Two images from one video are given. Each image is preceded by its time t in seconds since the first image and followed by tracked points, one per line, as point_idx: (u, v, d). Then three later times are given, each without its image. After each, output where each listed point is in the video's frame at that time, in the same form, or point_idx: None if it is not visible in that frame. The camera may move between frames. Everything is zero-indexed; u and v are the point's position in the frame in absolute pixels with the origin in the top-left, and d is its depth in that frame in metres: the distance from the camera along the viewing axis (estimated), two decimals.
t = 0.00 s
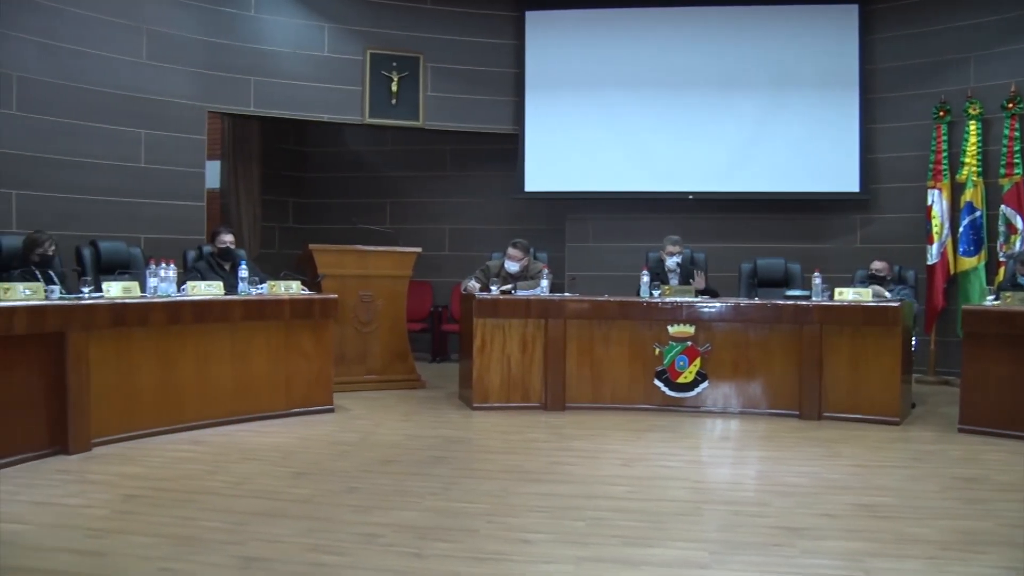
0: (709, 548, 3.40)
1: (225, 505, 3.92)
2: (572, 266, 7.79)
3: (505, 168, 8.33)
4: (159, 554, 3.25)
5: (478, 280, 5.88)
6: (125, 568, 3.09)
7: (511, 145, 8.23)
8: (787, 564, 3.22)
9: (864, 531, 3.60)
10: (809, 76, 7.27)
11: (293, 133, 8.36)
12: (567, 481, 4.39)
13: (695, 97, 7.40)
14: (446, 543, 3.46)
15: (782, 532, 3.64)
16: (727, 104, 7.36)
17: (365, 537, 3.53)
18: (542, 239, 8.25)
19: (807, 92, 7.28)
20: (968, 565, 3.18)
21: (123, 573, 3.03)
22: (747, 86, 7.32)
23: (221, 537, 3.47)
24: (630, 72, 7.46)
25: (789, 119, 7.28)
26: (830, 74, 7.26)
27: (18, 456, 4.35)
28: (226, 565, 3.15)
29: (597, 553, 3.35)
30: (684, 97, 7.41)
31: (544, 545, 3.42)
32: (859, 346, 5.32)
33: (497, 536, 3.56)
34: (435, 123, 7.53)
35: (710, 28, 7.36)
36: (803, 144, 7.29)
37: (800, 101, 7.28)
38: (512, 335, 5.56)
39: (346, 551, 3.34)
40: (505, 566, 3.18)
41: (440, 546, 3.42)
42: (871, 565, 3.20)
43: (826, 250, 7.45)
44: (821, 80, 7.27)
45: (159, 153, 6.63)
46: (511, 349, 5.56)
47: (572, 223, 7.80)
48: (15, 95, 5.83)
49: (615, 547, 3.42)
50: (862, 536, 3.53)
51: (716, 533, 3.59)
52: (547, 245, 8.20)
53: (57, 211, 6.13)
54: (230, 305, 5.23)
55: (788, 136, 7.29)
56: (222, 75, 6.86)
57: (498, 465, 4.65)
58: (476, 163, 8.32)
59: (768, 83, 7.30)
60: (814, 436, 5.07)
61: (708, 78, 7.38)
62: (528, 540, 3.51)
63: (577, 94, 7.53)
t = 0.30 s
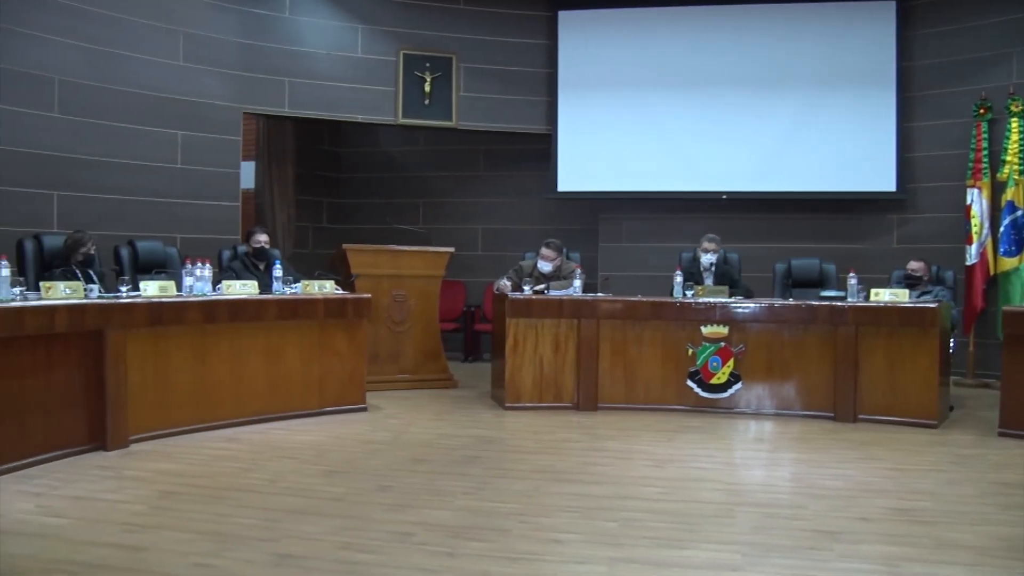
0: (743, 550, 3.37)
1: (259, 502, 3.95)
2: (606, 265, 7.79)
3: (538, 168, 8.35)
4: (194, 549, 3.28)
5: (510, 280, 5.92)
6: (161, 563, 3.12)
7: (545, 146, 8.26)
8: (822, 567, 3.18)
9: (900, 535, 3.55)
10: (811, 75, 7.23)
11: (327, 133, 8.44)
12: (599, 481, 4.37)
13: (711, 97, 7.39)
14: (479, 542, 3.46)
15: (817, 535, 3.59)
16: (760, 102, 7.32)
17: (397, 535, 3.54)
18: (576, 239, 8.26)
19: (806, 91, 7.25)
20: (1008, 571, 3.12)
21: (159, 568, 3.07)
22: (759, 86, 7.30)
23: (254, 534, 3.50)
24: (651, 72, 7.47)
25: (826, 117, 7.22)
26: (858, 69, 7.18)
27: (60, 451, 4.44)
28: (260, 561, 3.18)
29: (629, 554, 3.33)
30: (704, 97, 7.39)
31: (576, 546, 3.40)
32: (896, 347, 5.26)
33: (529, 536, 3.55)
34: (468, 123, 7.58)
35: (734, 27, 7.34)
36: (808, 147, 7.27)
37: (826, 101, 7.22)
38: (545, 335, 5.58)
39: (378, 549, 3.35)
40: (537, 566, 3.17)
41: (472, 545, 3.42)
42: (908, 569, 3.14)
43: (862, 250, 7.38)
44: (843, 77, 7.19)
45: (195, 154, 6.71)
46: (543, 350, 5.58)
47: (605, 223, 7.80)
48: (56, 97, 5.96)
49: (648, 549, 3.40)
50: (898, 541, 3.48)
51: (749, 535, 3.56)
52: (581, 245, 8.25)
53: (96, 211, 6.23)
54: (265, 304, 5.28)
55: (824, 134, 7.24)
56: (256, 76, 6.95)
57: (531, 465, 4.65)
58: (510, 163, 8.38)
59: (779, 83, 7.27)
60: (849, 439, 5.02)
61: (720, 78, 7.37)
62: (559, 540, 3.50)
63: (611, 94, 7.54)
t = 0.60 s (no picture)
0: (774, 553, 3.33)
1: (289, 500, 3.98)
2: (635, 265, 7.83)
3: (568, 167, 8.37)
4: (225, 547, 3.31)
5: (540, 281, 5.94)
6: (192, 560, 3.15)
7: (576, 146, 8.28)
8: (853, 571, 3.13)
9: (934, 539, 3.49)
10: (789, 71, 7.25)
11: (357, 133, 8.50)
12: (629, 482, 4.36)
13: (730, 95, 7.38)
14: (508, 542, 3.45)
15: (849, 538, 3.54)
16: (791, 101, 7.27)
17: (426, 535, 3.54)
18: (606, 239, 8.28)
19: (785, 91, 7.27)
20: None
21: (190, 565, 3.10)
22: (752, 86, 7.33)
23: (285, 532, 3.52)
24: (682, 72, 7.45)
25: (859, 115, 7.15)
26: (860, 68, 7.13)
27: (94, 449, 4.51)
28: (289, 559, 3.19)
29: (658, 555, 3.31)
30: (724, 96, 7.38)
31: (605, 546, 3.39)
32: (930, 349, 5.19)
33: (558, 536, 3.54)
34: (498, 124, 7.60)
35: (751, 26, 7.30)
36: (796, 146, 7.28)
37: (845, 100, 7.18)
38: (575, 335, 5.59)
39: (406, 548, 3.35)
40: (565, 566, 3.16)
41: (501, 545, 3.41)
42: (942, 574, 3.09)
43: (895, 250, 7.33)
44: (846, 78, 7.16)
45: (228, 155, 6.79)
46: (573, 350, 5.60)
47: (635, 223, 7.85)
48: (91, 99, 6.05)
49: (677, 550, 3.37)
50: (932, 545, 3.42)
51: (780, 538, 3.52)
52: (610, 245, 8.25)
53: (130, 211, 6.30)
54: (296, 303, 5.32)
55: (857, 133, 7.17)
56: (286, 78, 7.01)
57: (560, 465, 4.64)
58: (541, 163, 8.42)
59: (772, 82, 7.29)
60: (881, 441, 4.97)
61: (717, 78, 7.38)
62: (588, 540, 3.48)
63: (641, 93, 7.52)
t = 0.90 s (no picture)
0: (807, 557, 3.27)
1: (321, 499, 3.99)
2: (668, 265, 7.83)
3: (600, 168, 8.37)
4: (258, 544, 3.33)
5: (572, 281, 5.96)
6: (227, 557, 3.17)
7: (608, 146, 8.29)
8: None
9: (972, 545, 3.42)
10: (800, 69, 7.25)
11: (388, 134, 8.55)
12: (661, 484, 4.33)
13: (764, 95, 7.33)
14: (539, 542, 3.43)
15: (885, 543, 3.48)
16: (825, 100, 7.22)
17: (457, 535, 3.54)
18: (638, 239, 8.27)
19: (798, 90, 7.27)
20: None
21: (223, 561, 3.12)
22: (784, 84, 7.29)
23: (317, 530, 3.54)
24: (715, 71, 7.42)
25: (895, 114, 7.08)
26: (888, 66, 7.07)
27: (130, 445, 4.57)
28: (320, 557, 3.20)
29: (690, 557, 3.28)
30: (758, 95, 7.34)
31: (636, 548, 3.36)
32: (967, 352, 5.12)
33: (589, 537, 3.52)
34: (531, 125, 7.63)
35: (777, 26, 7.28)
36: (796, 144, 7.29)
37: (878, 99, 7.11)
38: (606, 336, 5.60)
39: (438, 547, 3.35)
40: (596, 568, 3.14)
41: (531, 545, 3.39)
42: None
43: (930, 251, 7.25)
44: (875, 76, 7.10)
45: (261, 156, 6.86)
46: (604, 350, 5.61)
47: (666, 223, 7.84)
48: (128, 101, 6.14)
49: (709, 552, 3.34)
50: (970, 551, 3.34)
51: (814, 541, 3.47)
52: (643, 245, 8.26)
53: (167, 212, 6.40)
54: (328, 304, 5.35)
55: (892, 132, 7.10)
56: (317, 79, 7.06)
57: (591, 466, 4.63)
58: (572, 164, 8.44)
59: (793, 80, 7.27)
60: (917, 444, 4.90)
61: (746, 78, 7.35)
62: (620, 542, 3.46)
63: (674, 92, 7.50)
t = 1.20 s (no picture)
0: (844, 562, 3.22)
1: (357, 497, 4.02)
2: (704, 266, 7.79)
3: (636, 168, 8.37)
4: (294, 542, 3.35)
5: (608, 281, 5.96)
6: (265, 554, 3.20)
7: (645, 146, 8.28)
8: None
9: (1017, 553, 3.33)
10: (840, 68, 7.18)
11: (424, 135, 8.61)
12: (697, 485, 4.30)
13: (803, 95, 7.29)
14: (574, 544, 3.42)
15: (926, 549, 3.41)
16: (867, 99, 7.14)
17: (492, 535, 3.54)
18: (675, 239, 8.25)
19: (838, 89, 7.21)
20: None
21: (260, 558, 3.15)
22: (822, 83, 7.23)
23: (353, 529, 3.56)
24: (753, 71, 7.39)
25: (936, 113, 6.99)
26: (930, 64, 6.98)
27: (170, 443, 4.65)
28: (355, 556, 3.21)
29: (725, 560, 3.24)
30: (796, 95, 7.30)
31: (671, 550, 3.33)
32: (1012, 355, 5.03)
33: (624, 539, 3.50)
34: (569, 125, 7.65)
35: (817, 24, 7.22)
36: (835, 144, 7.23)
37: (920, 97, 7.02)
38: (642, 337, 5.59)
39: (473, 547, 3.35)
40: (630, 570, 3.11)
41: (566, 546, 3.38)
42: None
43: (973, 252, 7.16)
44: (917, 75, 7.01)
45: (299, 158, 6.94)
46: (640, 351, 5.60)
47: (703, 223, 7.80)
48: (169, 103, 6.24)
49: (745, 555, 3.30)
50: (1015, 558, 3.26)
51: (852, 546, 3.41)
52: (679, 246, 8.23)
53: (207, 213, 6.50)
54: (364, 304, 5.38)
55: (933, 131, 7.01)
56: (354, 80, 7.12)
57: (626, 467, 4.61)
58: (609, 165, 8.45)
59: (833, 79, 7.21)
60: (959, 449, 4.82)
61: (788, 77, 7.31)
62: (655, 544, 3.43)
63: (712, 92, 7.48)
